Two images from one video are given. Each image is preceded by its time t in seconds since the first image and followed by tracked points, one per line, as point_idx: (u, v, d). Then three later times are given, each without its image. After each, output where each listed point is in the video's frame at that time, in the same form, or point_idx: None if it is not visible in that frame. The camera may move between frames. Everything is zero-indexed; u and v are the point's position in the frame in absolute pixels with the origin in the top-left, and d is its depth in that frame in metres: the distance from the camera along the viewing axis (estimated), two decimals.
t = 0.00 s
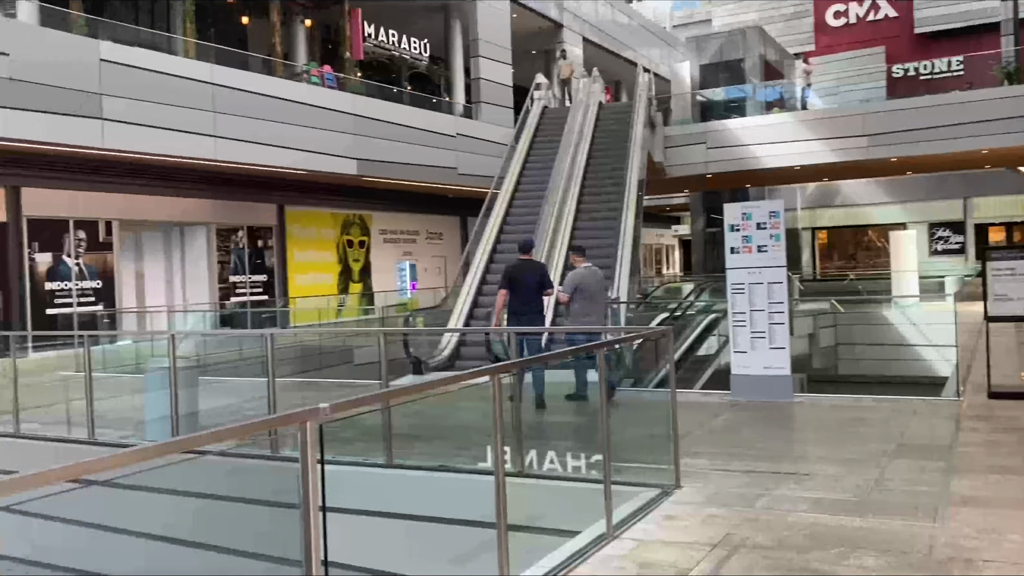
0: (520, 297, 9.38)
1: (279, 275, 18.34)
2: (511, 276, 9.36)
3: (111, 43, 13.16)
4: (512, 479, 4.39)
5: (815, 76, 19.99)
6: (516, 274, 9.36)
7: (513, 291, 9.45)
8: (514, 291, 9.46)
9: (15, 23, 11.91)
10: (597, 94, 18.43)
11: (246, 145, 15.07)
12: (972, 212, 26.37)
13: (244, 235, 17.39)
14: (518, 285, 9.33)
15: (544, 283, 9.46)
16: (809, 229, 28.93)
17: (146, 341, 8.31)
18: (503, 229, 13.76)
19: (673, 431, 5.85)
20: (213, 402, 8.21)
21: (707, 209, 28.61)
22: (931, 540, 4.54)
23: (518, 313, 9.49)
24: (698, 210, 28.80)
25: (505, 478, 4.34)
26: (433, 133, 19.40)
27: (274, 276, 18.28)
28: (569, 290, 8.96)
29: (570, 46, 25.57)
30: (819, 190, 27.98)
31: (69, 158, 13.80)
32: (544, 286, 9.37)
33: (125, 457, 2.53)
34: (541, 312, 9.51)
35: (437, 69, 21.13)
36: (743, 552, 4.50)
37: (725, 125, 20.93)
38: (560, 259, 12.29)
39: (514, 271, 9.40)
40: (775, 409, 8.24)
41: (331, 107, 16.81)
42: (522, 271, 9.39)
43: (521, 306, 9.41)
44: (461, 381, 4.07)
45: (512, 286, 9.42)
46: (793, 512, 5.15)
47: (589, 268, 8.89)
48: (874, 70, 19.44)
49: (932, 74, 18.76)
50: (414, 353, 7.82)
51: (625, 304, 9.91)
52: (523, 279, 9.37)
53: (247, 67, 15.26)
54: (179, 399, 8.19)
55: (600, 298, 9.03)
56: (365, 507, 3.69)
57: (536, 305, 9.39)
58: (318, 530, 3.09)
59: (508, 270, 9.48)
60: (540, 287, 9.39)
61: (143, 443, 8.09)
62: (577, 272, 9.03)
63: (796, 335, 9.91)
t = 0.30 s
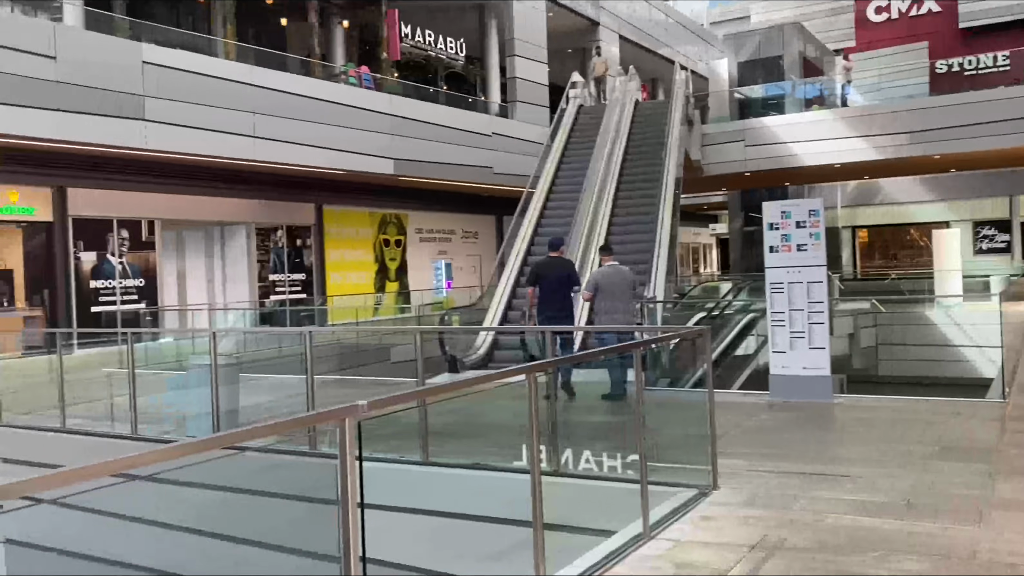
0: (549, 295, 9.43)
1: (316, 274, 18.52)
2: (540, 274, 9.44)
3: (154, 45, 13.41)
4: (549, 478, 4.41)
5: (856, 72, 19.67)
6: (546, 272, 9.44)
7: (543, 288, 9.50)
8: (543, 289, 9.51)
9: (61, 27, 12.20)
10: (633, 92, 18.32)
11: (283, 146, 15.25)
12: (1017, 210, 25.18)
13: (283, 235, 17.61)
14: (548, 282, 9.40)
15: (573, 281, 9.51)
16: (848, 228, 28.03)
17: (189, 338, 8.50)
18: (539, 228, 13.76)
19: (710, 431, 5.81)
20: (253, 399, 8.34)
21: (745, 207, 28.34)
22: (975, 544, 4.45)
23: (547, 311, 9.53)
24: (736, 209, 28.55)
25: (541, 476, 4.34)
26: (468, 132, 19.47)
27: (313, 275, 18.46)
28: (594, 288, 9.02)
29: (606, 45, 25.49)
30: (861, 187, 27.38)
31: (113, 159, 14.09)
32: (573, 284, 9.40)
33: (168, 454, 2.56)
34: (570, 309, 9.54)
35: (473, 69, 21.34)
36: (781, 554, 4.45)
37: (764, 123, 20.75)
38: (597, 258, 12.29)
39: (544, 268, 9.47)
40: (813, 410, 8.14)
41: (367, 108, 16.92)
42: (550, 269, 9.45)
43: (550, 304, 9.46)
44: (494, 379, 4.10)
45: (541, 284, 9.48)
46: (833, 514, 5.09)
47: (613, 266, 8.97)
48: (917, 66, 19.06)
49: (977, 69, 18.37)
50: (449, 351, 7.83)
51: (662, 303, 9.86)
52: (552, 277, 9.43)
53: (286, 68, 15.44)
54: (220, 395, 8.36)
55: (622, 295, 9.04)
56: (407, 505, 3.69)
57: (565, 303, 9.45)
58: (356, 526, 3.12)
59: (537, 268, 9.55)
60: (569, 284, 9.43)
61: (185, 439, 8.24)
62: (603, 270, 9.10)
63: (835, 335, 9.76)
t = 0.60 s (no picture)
0: (586, 294, 9.42)
1: (354, 273, 18.68)
2: (577, 274, 9.43)
3: (195, 47, 13.62)
4: (584, 478, 4.39)
5: (899, 66, 19.26)
6: (582, 272, 9.43)
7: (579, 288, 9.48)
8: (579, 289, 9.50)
9: (106, 30, 12.49)
10: (670, 90, 18.18)
11: (321, 145, 15.41)
12: None
13: (321, 234, 17.81)
14: (584, 282, 9.39)
15: (610, 280, 9.48)
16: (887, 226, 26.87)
17: (229, 335, 8.61)
18: (574, 226, 13.73)
19: (747, 431, 5.76)
20: (294, 397, 8.44)
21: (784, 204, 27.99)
22: (1019, 549, 4.35)
23: (583, 311, 9.52)
24: (774, 207, 28.24)
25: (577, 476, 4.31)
26: (504, 131, 19.50)
27: (350, 273, 18.63)
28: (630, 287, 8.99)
29: (642, 42, 25.35)
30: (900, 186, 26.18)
31: (156, 160, 14.35)
32: (609, 283, 9.38)
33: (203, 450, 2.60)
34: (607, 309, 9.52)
35: (510, 68, 21.45)
36: (820, 556, 4.40)
37: (803, 120, 20.50)
38: (633, 257, 12.25)
39: (581, 268, 9.45)
40: (852, 410, 8.03)
41: (404, 107, 17.02)
42: (585, 269, 9.43)
43: (587, 303, 9.44)
44: (530, 378, 4.09)
45: (577, 284, 9.47)
46: (873, 516, 5.01)
47: (650, 265, 8.93)
48: (962, 62, 18.79)
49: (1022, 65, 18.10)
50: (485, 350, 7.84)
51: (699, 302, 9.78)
52: (588, 276, 9.41)
53: (324, 69, 15.59)
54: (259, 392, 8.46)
55: (654, 297, 8.98)
56: (441, 501, 3.71)
57: (602, 302, 9.44)
58: (391, 523, 3.15)
59: (573, 269, 9.55)
60: (605, 283, 9.41)
61: (226, 435, 8.39)
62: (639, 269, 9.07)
63: (876, 336, 9.58)
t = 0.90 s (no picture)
0: (626, 290, 9.39)
1: (392, 271, 18.82)
2: (618, 270, 9.40)
3: (236, 48, 13.82)
4: (621, 477, 4.38)
5: (943, 62, 18.87)
6: (623, 267, 9.39)
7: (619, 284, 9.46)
8: (620, 285, 9.47)
9: (150, 33, 12.72)
10: (709, 87, 17.99)
11: (360, 145, 15.54)
12: None
13: (360, 233, 17.99)
14: (625, 278, 9.36)
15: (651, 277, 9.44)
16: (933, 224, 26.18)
17: (269, 333, 8.70)
18: (611, 224, 13.68)
19: (787, 432, 5.70)
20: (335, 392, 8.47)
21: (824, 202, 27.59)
22: None
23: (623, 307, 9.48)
24: (815, 205, 27.86)
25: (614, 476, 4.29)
26: (541, 129, 19.49)
27: (388, 272, 18.77)
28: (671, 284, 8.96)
29: (681, 39, 25.15)
30: (946, 182, 25.70)
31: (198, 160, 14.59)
32: (650, 280, 9.33)
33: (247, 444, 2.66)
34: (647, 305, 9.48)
35: (546, 66, 21.33)
36: (861, 558, 4.33)
37: (845, 117, 20.24)
38: (671, 256, 12.18)
39: (622, 264, 9.42)
40: (894, 411, 7.89)
41: (441, 106, 17.09)
42: (626, 265, 9.40)
43: (627, 299, 9.40)
44: (566, 377, 4.09)
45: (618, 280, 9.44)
46: (916, 519, 4.92)
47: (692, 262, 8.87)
48: (1010, 54, 18.13)
49: None
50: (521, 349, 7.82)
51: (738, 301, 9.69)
52: (628, 272, 9.37)
53: (362, 70, 15.72)
54: (300, 389, 8.56)
55: (692, 296, 8.90)
56: (477, 499, 3.72)
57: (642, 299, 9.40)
58: (429, 520, 3.23)
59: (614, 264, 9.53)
60: (646, 280, 9.37)
61: (266, 431, 8.46)
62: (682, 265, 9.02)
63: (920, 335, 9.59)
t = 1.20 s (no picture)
0: (666, 290, 9.32)
1: (429, 269, 18.94)
2: (658, 270, 9.34)
3: (277, 49, 13.99)
4: (660, 477, 4.35)
5: (990, 56, 18.54)
6: (663, 267, 9.33)
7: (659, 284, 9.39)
8: (660, 285, 9.40)
9: (193, 35, 12.92)
10: (749, 83, 17.79)
11: (398, 144, 15.64)
12: None
13: (398, 231, 18.13)
14: (666, 278, 9.28)
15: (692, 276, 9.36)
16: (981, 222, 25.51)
17: (309, 330, 8.79)
18: (650, 222, 13.60)
19: (829, 433, 5.62)
20: (373, 389, 8.51)
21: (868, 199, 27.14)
22: None
23: (663, 308, 9.41)
24: (858, 203, 27.42)
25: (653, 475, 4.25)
26: (579, 127, 19.44)
27: (426, 270, 18.89)
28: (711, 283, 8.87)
29: (721, 35, 24.93)
30: (994, 178, 25.11)
31: (239, 160, 14.80)
32: (691, 279, 9.26)
33: (289, 440, 2.67)
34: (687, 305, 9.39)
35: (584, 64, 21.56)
36: (905, 562, 4.25)
37: (889, 113, 19.80)
38: (711, 255, 12.08)
39: (663, 264, 9.36)
40: (939, 413, 7.74)
41: (478, 105, 17.13)
42: (667, 265, 9.34)
43: (667, 299, 9.33)
44: (606, 376, 4.07)
45: (659, 280, 9.37)
46: (962, 522, 4.82)
47: (733, 261, 8.79)
48: None
49: None
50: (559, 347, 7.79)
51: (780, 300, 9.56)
52: (668, 271, 9.30)
53: (401, 69, 15.82)
54: (340, 385, 8.60)
55: (731, 295, 8.81)
56: (516, 497, 3.72)
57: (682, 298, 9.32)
58: (469, 517, 3.25)
59: (654, 265, 9.48)
60: (687, 279, 9.29)
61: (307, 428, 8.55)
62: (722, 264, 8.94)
63: (967, 334, 9.24)
